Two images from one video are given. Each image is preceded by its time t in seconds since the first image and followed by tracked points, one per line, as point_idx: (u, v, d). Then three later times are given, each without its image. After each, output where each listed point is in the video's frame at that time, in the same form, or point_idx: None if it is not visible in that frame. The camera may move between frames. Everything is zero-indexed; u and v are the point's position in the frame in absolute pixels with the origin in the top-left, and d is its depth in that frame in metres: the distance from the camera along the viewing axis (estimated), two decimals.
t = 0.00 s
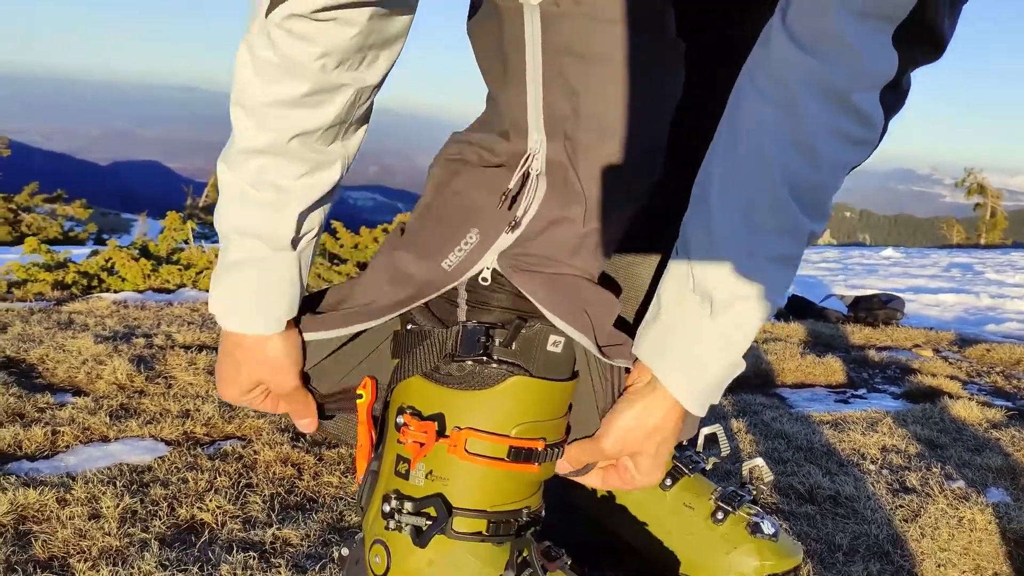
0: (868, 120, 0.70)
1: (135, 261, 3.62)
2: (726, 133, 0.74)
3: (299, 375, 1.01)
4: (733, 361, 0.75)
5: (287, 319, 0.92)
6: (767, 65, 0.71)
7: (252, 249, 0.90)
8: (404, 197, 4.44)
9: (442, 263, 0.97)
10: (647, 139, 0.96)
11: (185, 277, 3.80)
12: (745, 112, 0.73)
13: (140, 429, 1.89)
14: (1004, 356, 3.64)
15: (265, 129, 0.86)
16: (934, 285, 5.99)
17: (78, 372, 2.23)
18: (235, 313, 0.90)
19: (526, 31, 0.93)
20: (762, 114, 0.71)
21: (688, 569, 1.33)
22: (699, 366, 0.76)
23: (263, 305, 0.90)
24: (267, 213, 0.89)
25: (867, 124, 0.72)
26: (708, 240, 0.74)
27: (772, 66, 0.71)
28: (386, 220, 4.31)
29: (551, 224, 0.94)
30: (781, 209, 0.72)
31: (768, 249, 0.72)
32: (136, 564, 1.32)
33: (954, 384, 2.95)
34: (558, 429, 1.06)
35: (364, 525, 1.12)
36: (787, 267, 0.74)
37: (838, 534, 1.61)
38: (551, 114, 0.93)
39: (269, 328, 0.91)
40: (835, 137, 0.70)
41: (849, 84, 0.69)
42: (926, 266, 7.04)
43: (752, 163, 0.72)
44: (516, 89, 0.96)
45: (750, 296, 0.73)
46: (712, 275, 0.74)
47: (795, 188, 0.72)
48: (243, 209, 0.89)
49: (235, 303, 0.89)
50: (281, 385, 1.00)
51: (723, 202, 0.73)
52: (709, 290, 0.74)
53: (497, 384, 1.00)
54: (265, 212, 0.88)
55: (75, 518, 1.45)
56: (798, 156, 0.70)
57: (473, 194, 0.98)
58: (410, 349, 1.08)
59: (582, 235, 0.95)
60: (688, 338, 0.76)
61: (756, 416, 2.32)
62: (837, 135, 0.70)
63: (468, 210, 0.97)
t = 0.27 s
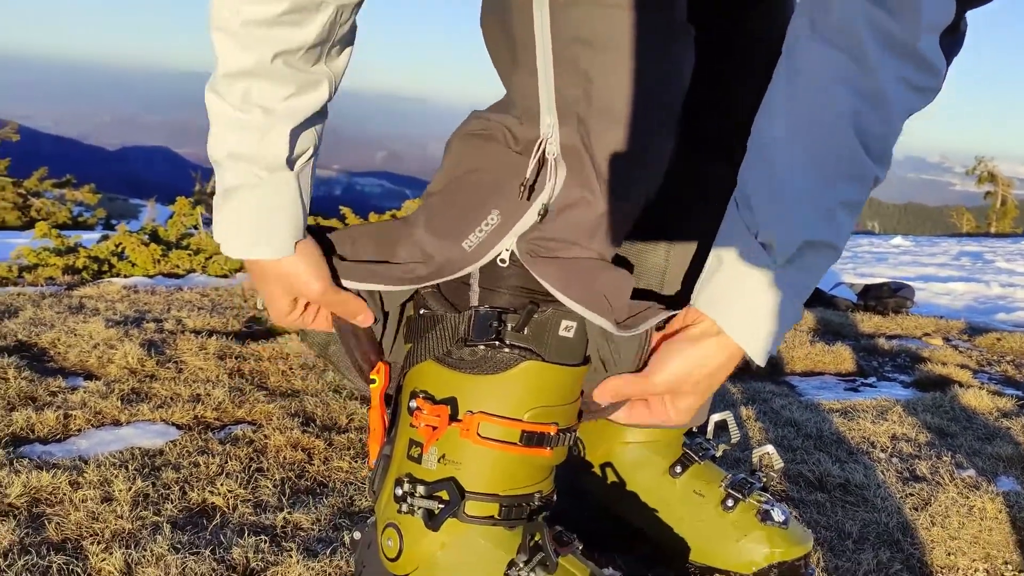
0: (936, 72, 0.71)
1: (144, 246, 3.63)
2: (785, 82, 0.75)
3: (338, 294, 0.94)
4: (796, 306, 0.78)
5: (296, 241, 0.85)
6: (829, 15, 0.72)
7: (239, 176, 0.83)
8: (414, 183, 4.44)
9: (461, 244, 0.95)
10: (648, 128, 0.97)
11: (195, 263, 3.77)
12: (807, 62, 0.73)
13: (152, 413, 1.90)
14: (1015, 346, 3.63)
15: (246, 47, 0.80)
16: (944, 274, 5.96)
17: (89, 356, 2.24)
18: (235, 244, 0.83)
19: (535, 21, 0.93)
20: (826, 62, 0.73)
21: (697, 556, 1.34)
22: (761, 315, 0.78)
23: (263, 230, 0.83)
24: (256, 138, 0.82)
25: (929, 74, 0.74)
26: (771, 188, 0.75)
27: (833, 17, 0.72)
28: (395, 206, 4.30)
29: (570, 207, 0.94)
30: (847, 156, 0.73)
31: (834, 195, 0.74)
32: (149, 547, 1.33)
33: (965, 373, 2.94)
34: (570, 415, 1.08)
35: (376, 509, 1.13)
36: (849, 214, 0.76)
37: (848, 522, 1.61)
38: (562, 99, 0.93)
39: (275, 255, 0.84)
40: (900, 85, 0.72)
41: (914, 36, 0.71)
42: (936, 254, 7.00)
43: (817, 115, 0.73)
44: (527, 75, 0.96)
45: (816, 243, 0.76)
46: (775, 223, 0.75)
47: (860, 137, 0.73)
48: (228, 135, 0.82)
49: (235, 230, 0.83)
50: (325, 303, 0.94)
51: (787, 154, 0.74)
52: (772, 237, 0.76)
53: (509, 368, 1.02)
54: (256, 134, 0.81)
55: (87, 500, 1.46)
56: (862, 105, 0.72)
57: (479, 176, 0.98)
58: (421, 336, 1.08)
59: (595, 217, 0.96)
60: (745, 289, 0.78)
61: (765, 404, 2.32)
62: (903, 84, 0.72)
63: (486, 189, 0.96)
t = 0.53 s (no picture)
0: (932, 69, 0.72)
1: (152, 237, 3.63)
2: (778, 87, 0.76)
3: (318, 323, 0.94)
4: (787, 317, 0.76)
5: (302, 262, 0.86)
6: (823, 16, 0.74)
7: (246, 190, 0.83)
8: (421, 175, 4.44)
9: (469, 256, 0.99)
10: (655, 125, 0.98)
11: (202, 254, 3.81)
12: (802, 63, 0.74)
13: (160, 403, 1.90)
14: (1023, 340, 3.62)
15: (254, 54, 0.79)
16: (952, 267, 5.94)
17: (98, 346, 2.24)
18: (239, 253, 0.83)
19: (535, 23, 0.93)
20: (815, 64, 0.73)
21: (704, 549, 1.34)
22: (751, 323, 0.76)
23: (274, 244, 0.84)
24: (265, 148, 0.82)
25: (924, 76, 0.74)
26: (759, 190, 0.75)
27: (826, 18, 0.74)
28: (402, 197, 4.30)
29: (574, 223, 0.96)
30: (838, 157, 0.73)
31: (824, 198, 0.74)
32: (157, 535, 1.33)
33: (973, 367, 2.93)
34: (579, 406, 1.09)
35: (385, 498, 1.14)
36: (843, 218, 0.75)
37: (855, 515, 1.61)
38: (564, 104, 0.93)
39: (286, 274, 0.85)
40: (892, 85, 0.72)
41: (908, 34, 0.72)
42: (944, 248, 6.98)
43: (812, 114, 0.73)
44: (528, 77, 0.96)
45: (813, 247, 0.75)
46: (763, 226, 0.74)
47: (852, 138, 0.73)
48: (235, 144, 0.82)
49: (240, 245, 0.83)
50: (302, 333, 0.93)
51: (782, 155, 0.75)
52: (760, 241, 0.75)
53: (518, 358, 1.02)
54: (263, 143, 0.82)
55: (96, 489, 1.47)
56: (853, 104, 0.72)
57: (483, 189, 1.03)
58: (427, 326, 1.08)
59: (600, 219, 0.97)
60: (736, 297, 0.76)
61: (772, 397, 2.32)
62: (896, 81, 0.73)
63: (491, 204, 1.00)
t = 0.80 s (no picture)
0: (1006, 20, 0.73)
1: (160, 231, 3.64)
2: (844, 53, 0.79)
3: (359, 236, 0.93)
4: (869, 270, 0.77)
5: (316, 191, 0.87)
6: None
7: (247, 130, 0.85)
8: (428, 169, 4.44)
9: (494, 242, 1.01)
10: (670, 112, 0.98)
11: (208, 247, 3.78)
12: (871, 27, 0.76)
13: (169, 396, 1.91)
14: None
15: None
16: (960, 264, 5.92)
17: (106, 339, 2.25)
18: (252, 196, 0.86)
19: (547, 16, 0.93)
20: (889, 22, 0.76)
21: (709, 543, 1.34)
22: (834, 276, 0.76)
23: (283, 180, 0.85)
24: (261, 86, 0.83)
25: (999, 32, 0.75)
26: (831, 151, 0.77)
27: None
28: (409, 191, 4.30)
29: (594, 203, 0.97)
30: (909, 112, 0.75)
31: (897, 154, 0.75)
32: (166, 528, 1.34)
33: (981, 364, 2.92)
34: (587, 400, 1.08)
35: (395, 491, 1.14)
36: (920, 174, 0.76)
37: (863, 511, 1.61)
38: (580, 90, 0.94)
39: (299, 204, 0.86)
40: (960, 38, 0.74)
41: None
42: (952, 244, 6.95)
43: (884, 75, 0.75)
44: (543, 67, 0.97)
45: (888, 206, 0.76)
46: (838, 184, 0.77)
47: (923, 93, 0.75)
48: (230, 88, 0.84)
49: (248, 182, 0.85)
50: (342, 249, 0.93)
51: (853, 119, 0.77)
52: (836, 201, 0.77)
53: (528, 351, 1.02)
54: (252, 77, 0.83)
55: (105, 481, 1.47)
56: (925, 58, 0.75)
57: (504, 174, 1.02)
58: (438, 319, 1.10)
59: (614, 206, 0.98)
60: (809, 255, 0.78)
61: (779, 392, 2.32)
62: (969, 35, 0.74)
63: (514, 191, 1.00)
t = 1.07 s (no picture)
0: None
1: (167, 228, 3.65)
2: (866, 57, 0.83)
3: (357, 239, 0.97)
4: (882, 270, 0.80)
5: (318, 183, 0.92)
6: None
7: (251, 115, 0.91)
8: (434, 166, 4.44)
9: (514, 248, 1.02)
10: (678, 113, 0.99)
11: (217, 245, 3.82)
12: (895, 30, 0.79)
13: (177, 393, 1.92)
14: None
15: None
16: (966, 262, 5.91)
17: (114, 336, 2.26)
18: (255, 181, 0.91)
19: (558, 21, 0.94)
20: (899, 27, 0.79)
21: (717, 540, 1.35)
22: (845, 278, 0.81)
23: (288, 167, 0.91)
24: (262, 69, 0.89)
25: None
26: (846, 156, 0.82)
27: None
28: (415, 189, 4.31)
29: (604, 209, 0.97)
30: (921, 109, 0.77)
31: (915, 153, 0.78)
32: (175, 524, 1.35)
33: (988, 362, 2.92)
34: (596, 398, 1.09)
35: (404, 488, 1.15)
36: (942, 169, 0.78)
37: (870, 510, 1.61)
38: (591, 96, 0.95)
39: (303, 196, 0.91)
40: (988, 31, 0.74)
41: None
42: (959, 242, 6.93)
43: (905, 76, 0.78)
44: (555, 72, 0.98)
45: (906, 204, 0.79)
46: (850, 186, 0.81)
47: (939, 88, 0.77)
48: (233, 73, 0.90)
49: (254, 169, 0.91)
50: (341, 248, 0.96)
51: (873, 121, 0.81)
52: (851, 202, 0.81)
53: (538, 350, 1.03)
54: (255, 63, 0.89)
55: (115, 478, 1.48)
56: (935, 55, 0.76)
57: (524, 181, 1.03)
58: (449, 317, 1.11)
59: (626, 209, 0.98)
60: (828, 253, 0.82)
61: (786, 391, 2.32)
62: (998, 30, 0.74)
63: (532, 201, 1.01)
